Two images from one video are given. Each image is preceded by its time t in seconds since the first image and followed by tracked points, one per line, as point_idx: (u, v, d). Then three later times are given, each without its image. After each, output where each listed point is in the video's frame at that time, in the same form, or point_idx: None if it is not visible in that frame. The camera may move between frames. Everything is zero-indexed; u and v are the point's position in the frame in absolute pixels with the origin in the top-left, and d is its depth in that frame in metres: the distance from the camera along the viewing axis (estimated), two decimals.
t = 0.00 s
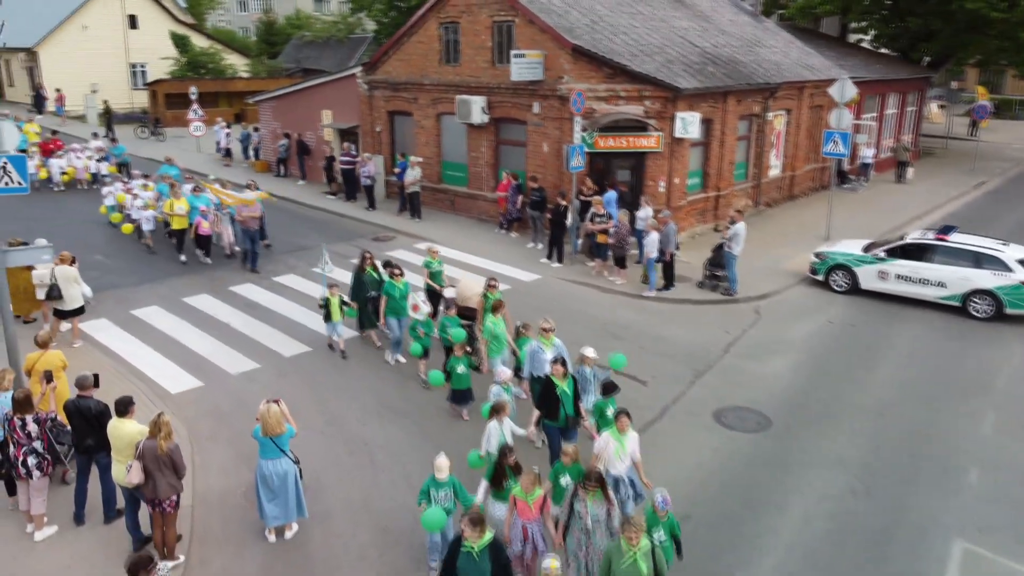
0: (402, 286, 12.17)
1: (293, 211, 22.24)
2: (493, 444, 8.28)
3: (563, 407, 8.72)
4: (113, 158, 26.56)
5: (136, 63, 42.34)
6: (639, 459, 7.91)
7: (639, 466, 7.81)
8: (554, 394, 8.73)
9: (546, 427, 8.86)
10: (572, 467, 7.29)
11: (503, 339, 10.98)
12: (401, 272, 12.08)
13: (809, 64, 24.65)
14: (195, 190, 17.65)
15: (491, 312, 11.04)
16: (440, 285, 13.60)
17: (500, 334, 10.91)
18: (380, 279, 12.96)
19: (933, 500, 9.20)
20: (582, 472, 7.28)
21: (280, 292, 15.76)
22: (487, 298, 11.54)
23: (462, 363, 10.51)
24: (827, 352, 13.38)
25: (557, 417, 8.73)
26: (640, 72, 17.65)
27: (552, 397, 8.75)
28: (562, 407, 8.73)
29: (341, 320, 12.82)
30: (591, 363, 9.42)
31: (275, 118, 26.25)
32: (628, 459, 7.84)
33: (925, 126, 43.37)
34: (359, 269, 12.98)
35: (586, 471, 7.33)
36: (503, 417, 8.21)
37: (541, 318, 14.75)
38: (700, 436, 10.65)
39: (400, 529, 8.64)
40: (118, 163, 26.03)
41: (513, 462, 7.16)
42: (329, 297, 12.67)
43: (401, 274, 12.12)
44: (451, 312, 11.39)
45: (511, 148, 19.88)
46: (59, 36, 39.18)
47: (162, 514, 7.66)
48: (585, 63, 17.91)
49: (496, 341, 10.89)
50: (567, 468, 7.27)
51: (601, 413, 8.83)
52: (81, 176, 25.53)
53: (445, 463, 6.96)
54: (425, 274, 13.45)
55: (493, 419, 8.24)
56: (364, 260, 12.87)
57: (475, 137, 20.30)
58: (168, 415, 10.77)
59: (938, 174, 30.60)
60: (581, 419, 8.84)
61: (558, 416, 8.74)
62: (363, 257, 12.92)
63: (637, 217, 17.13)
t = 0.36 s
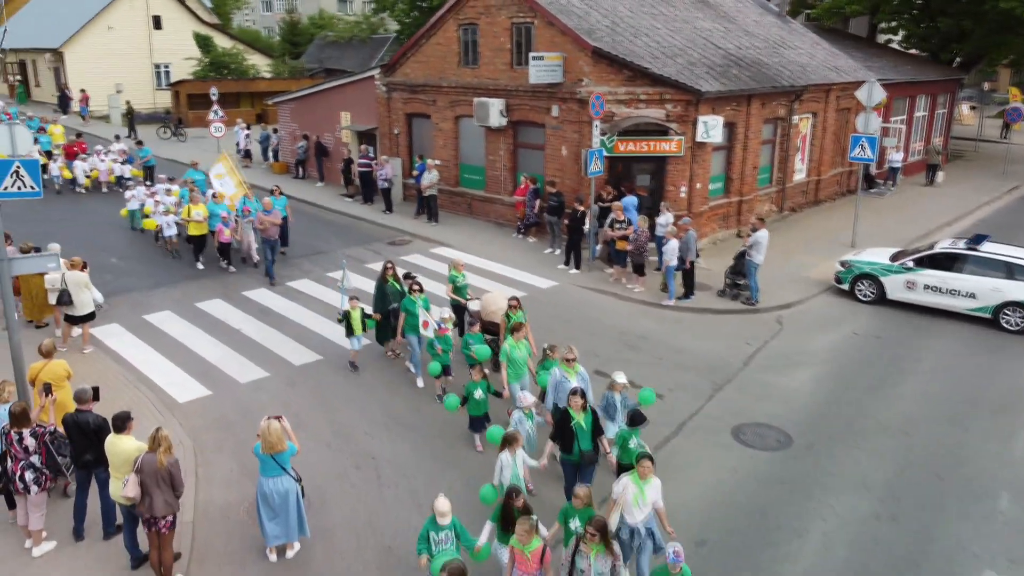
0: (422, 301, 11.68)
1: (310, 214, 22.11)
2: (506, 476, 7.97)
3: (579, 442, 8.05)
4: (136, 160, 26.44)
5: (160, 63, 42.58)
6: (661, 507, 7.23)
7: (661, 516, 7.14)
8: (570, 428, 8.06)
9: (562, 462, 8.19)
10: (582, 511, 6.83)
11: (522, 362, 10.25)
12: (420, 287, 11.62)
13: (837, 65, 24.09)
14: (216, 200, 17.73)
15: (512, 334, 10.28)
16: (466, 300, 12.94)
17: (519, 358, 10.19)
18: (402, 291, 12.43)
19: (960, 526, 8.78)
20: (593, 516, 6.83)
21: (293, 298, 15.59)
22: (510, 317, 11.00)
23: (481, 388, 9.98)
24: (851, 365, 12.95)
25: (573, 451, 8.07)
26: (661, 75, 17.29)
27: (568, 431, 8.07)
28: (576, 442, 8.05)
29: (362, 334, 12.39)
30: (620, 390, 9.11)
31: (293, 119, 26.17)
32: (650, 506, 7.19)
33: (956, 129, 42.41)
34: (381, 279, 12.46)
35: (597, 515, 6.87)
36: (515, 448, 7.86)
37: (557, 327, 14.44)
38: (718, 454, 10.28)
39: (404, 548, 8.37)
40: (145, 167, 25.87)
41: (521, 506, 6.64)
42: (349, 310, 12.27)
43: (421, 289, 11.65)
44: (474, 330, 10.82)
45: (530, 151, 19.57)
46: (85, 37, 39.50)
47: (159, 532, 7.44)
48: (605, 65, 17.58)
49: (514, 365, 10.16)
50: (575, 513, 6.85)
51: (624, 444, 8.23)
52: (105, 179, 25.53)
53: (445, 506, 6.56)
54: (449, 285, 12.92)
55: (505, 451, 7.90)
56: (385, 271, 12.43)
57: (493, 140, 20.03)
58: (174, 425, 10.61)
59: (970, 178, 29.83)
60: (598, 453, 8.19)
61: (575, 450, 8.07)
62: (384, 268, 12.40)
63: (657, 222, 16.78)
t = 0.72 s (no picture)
0: (439, 317, 11.34)
1: (325, 216, 21.97)
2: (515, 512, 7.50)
3: (591, 478, 7.50)
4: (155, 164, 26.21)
5: (182, 63, 42.75)
6: (678, 560, 6.69)
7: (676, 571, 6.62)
8: (582, 464, 7.52)
9: (574, 498, 7.68)
10: (589, 562, 6.34)
11: (540, 387, 9.58)
12: (437, 303, 11.20)
13: (863, 67, 23.54)
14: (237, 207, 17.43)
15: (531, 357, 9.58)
16: (490, 314, 12.65)
17: (536, 382, 9.52)
18: (424, 305, 11.99)
19: (990, 555, 8.36)
20: (600, 568, 6.32)
21: (305, 304, 15.42)
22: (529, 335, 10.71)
23: (500, 416, 9.11)
24: (876, 379, 12.51)
25: (584, 486, 7.55)
26: (681, 78, 16.91)
27: (580, 466, 7.54)
28: (588, 477, 7.52)
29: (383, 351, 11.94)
30: (648, 422, 8.46)
31: (311, 120, 26.08)
32: (667, 557, 6.68)
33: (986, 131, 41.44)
34: (403, 294, 12.05)
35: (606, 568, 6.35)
36: (526, 481, 7.39)
37: (572, 335, 14.13)
38: (735, 474, 9.92)
39: (407, 570, 8.10)
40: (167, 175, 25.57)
41: (524, 556, 6.36)
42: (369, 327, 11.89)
43: (439, 306, 11.26)
44: (494, 350, 10.20)
45: (547, 154, 19.26)
46: (108, 37, 39.73)
47: (154, 552, 7.24)
48: (624, 67, 17.24)
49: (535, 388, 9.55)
50: (583, 564, 6.35)
51: (646, 481, 7.89)
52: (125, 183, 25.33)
53: (448, 552, 6.25)
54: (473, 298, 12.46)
55: (515, 483, 7.43)
56: (408, 285, 12.00)
57: (510, 143, 19.75)
58: (179, 435, 10.43)
59: (1000, 182, 29.10)
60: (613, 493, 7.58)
61: (586, 485, 7.56)
62: (406, 283, 11.97)
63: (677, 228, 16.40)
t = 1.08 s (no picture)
0: (463, 335, 10.98)
1: (341, 219, 21.83)
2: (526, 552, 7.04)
3: (602, 524, 6.95)
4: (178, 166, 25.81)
5: (204, 63, 42.92)
6: None
7: None
8: (591, 507, 6.99)
9: (584, 545, 7.10)
10: None
11: (564, 417, 9.00)
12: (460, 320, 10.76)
13: (891, 69, 22.98)
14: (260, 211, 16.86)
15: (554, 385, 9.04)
16: (519, 331, 12.06)
17: (559, 413, 8.96)
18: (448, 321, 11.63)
19: None
20: None
21: (318, 310, 15.25)
22: (553, 360, 9.94)
23: (517, 446, 8.51)
24: (901, 395, 12.09)
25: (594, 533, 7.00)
26: (702, 81, 16.53)
27: (589, 510, 7.00)
28: (599, 523, 6.96)
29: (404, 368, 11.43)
30: (681, 463, 7.91)
31: (329, 122, 25.98)
32: None
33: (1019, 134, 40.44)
34: (426, 309, 11.69)
35: None
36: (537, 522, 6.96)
37: (587, 345, 13.82)
38: (752, 495, 9.56)
39: None
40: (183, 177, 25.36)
41: None
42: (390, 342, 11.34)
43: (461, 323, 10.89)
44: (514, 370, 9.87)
45: (565, 158, 18.95)
46: (131, 38, 39.95)
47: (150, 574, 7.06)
48: (643, 70, 16.90)
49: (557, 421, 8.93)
50: None
51: (661, 529, 7.47)
52: (146, 187, 25.23)
53: None
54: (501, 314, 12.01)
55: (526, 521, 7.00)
56: (431, 301, 11.63)
57: (528, 146, 19.47)
58: (184, 447, 10.27)
59: None
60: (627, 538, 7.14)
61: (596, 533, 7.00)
62: (431, 298, 11.63)
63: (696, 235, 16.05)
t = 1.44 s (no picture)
0: (484, 356, 10.40)
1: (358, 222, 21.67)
2: None
3: None
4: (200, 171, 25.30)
5: (227, 63, 43.06)
6: None
7: None
8: (599, 561, 6.64)
9: None
10: None
11: (587, 451, 8.42)
12: (480, 341, 10.24)
13: (920, 72, 22.39)
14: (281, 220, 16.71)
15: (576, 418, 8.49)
16: (547, 351, 11.47)
17: (581, 447, 8.36)
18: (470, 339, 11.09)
19: None
20: None
21: (331, 316, 15.08)
22: (575, 386, 9.37)
23: (528, 480, 8.11)
24: (928, 413, 11.66)
25: None
26: (724, 84, 16.14)
27: (598, 563, 6.64)
28: None
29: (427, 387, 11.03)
30: (709, 510, 7.17)
31: (347, 124, 25.86)
32: None
33: None
34: (448, 325, 11.15)
35: None
36: (539, 570, 6.44)
37: (602, 356, 13.52)
38: (770, 517, 9.20)
39: None
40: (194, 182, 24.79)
41: None
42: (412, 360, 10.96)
43: (482, 343, 10.33)
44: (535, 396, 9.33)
45: (583, 162, 18.64)
46: (154, 38, 40.14)
47: None
48: (664, 73, 16.56)
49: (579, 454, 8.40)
50: None
51: None
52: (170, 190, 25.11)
53: None
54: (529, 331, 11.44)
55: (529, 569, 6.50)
56: (453, 316, 11.09)
57: (546, 150, 19.18)
58: (189, 458, 10.10)
59: None
60: None
61: None
62: (453, 314, 11.07)
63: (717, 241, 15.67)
